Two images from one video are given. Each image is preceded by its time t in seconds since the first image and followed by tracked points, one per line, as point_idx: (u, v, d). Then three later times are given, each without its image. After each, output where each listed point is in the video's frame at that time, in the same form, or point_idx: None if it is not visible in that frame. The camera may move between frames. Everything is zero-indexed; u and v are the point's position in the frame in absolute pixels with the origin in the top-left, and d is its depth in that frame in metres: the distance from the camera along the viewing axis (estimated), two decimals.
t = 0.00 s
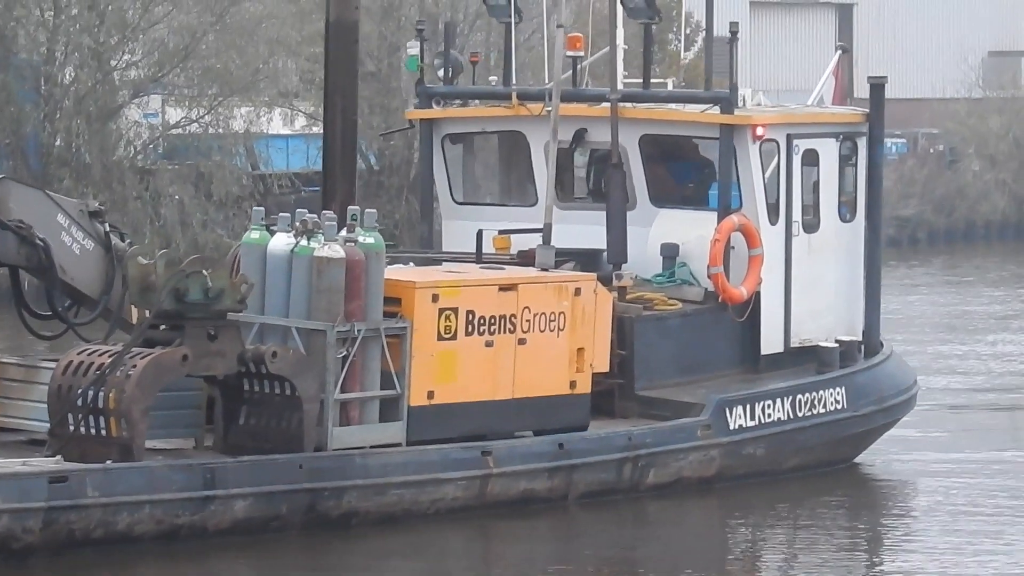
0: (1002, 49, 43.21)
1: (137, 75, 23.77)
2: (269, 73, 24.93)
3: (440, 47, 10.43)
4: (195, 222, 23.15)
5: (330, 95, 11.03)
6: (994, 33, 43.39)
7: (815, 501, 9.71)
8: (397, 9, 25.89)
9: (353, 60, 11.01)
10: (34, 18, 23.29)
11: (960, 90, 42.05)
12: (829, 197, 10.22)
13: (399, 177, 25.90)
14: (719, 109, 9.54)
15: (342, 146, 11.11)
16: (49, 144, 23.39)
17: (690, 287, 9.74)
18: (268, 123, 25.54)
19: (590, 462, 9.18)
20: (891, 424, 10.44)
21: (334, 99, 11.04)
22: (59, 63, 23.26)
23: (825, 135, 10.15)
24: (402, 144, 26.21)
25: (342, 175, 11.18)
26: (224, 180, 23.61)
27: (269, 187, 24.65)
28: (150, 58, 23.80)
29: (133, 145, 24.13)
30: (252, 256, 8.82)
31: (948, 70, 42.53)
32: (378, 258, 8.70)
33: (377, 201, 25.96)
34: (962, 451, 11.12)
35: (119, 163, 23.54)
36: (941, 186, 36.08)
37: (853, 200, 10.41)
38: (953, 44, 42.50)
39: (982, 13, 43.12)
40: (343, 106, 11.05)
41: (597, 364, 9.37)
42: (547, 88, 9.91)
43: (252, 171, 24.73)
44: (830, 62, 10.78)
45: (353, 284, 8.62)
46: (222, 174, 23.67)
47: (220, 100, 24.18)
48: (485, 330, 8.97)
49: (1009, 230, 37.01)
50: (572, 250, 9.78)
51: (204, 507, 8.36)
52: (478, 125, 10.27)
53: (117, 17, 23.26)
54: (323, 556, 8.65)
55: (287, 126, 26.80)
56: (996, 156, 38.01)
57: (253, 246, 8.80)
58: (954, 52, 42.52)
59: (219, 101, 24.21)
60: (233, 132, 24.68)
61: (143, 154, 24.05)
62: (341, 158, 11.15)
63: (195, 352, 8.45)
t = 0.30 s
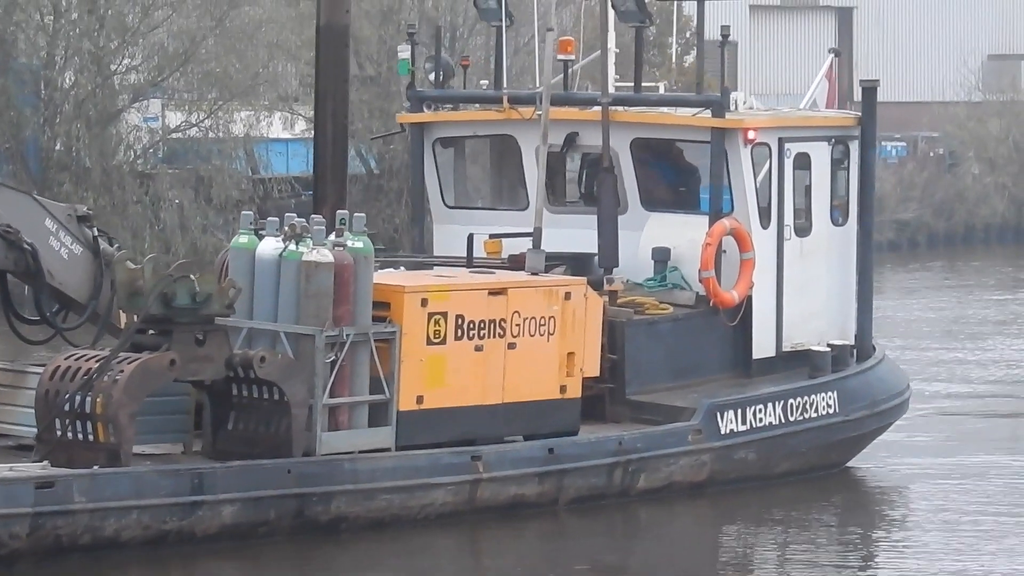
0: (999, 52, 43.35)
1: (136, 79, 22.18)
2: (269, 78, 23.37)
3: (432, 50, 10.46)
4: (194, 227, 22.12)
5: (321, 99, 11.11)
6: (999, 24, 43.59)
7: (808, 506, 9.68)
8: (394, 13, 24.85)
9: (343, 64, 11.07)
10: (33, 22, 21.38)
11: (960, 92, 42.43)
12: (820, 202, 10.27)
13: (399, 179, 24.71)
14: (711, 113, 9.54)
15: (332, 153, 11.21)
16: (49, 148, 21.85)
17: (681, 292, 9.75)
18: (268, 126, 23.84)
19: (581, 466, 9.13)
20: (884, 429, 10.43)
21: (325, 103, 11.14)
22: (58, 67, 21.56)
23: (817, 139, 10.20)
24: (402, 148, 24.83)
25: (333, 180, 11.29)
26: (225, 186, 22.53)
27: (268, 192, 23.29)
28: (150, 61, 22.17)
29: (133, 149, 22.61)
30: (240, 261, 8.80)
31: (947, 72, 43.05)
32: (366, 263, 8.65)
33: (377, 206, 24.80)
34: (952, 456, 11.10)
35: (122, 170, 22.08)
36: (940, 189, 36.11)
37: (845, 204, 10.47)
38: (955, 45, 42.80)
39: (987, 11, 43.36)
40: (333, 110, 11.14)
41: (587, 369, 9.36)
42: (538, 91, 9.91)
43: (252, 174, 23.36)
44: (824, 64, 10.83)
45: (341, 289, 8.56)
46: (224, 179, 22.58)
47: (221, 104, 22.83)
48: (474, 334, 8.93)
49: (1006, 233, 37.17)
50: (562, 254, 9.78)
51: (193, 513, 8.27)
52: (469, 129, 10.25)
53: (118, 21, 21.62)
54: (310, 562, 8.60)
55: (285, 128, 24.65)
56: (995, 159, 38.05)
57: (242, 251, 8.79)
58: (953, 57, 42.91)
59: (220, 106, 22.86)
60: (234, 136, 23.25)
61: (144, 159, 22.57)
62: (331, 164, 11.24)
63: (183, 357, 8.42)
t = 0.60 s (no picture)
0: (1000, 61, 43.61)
1: (138, 89, 20.98)
2: (269, 86, 22.78)
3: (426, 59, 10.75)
4: (196, 236, 20.84)
5: (314, 105, 11.04)
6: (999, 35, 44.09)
7: (801, 517, 9.70)
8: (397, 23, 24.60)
9: (337, 72, 11.01)
10: (35, 31, 20.32)
11: (960, 102, 42.93)
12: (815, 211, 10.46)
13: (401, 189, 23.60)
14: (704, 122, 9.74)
15: (326, 159, 11.13)
16: (49, 158, 20.55)
17: (675, 301, 9.84)
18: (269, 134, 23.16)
19: (574, 476, 9.11)
20: (879, 439, 10.53)
21: (318, 110, 11.06)
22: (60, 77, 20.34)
23: (812, 147, 10.40)
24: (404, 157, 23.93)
25: (325, 189, 11.18)
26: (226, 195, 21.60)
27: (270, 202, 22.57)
28: (152, 71, 21.05)
29: (135, 159, 21.45)
30: (231, 271, 8.68)
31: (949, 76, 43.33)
32: (358, 272, 8.57)
33: (378, 213, 23.49)
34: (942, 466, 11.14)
35: (122, 180, 20.86)
36: (941, 198, 36.49)
37: (839, 212, 10.65)
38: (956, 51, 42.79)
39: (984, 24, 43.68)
40: (326, 117, 11.07)
41: (579, 379, 9.35)
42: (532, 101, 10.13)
43: (254, 185, 22.53)
44: (818, 73, 11.24)
45: (332, 299, 8.49)
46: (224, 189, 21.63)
47: (223, 113, 21.74)
48: (466, 344, 8.90)
49: (1010, 242, 37.39)
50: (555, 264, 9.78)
51: (183, 523, 8.17)
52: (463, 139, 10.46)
53: (120, 31, 20.51)
54: (301, 573, 8.52)
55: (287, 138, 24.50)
56: (997, 167, 38.29)
57: (233, 260, 8.66)
58: (954, 63, 43.10)
59: (221, 115, 21.74)
60: (235, 145, 22.38)
61: (144, 170, 21.35)
62: (324, 171, 11.17)
63: (173, 367, 8.34)
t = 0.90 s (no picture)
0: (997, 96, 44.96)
1: (143, 118, 20.89)
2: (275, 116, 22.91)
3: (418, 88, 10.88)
4: (201, 264, 20.93)
5: (309, 127, 11.14)
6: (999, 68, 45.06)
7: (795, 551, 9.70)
8: (400, 53, 24.34)
9: (331, 99, 11.09)
10: (39, 60, 20.16)
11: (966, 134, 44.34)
12: (811, 240, 10.56)
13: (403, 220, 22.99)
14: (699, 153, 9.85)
15: (321, 181, 11.18)
16: (53, 187, 20.40)
17: (670, 331, 9.89)
18: (273, 164, 23.02)
19: (567, 508, 9.05)
20: (874, 470, 10.64)
21: (314, 132, 11.13)
22: (65, 105, 20.20)
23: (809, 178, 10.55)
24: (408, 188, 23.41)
25: (320, 214, 11.22)
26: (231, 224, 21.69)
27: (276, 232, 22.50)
28: (157, 101, 21.01)
29: (140, 188, 21.12)
30: (222, 300, 8.63)
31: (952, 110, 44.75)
32: (349, 302, 8.49)
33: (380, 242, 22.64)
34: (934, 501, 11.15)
35: (127, 210, 20.58)
36: (945, 228, 37.40)
37: (834, 243, 10.79)
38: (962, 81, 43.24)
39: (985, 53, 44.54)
40: (321, 139, 11.12)
41: (572, 411, 9.32)
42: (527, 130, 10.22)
43: (260, 214, 22.45)
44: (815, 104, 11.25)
45: (323, 329, 8.38)
46: (229, 219, 21.69)
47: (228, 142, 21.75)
48: (459, 375, 8.83)
49: (1011, 272, 38.13)
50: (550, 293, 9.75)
51: (173, 554, 8.00)
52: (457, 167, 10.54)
53: (124, 59, 20.40)
54: None
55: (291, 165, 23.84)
56: (1000, 198, 39.04)
57: (225, 289, 8.63)
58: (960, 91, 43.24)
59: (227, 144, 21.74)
60: (238, 174, 22.40)
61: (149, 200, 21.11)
62: (319, 194, 11.21)
63: (164, 397, 8.24)
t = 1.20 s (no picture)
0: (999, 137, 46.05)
1: (148, 156, 20.90)
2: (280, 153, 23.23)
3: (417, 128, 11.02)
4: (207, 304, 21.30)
5: (308, 168, 11.22)
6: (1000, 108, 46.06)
7: None
8: (407, 91, 24.34)
9: (330, 139, 11.13)
10: (45, 98, 20.00)
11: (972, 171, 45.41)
12: (809, 280, 10.71)
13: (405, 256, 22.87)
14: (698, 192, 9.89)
15: (319, 221, 11.25)
16: (60, 226, 20.12)
17: (668, 371, 9.95)
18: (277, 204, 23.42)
19: (564, 548, 8.94)
20: (873, 511, 10.72)
21: (312, 172, 11.22)
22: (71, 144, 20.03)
23: (808, 218, 10.68)
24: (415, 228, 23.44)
25: (317, 253, 11.31)
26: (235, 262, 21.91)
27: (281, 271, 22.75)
28: (163, 139, 21.09)
29: (145, 226, 21.11)
30: (217, 340, 8.44)
31: (955, 143, 45.72)
32: (345, 341, 8.36)
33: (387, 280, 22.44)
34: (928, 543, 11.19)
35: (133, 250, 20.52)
36: (951, 269, 37.76)
37: (834, 282, 10.93)
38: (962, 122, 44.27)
39: (986, 83, 45.48)
40: (319, 177, 11.21)
41: (569, 451, 9.28)
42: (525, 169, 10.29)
43: (262, 252, 22.74)
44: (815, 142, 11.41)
45: (318, 369, 8.25)
46: (234, 257, 21.89)
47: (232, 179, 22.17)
48: (454, 415, 8.75)
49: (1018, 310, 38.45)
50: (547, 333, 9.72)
51: None
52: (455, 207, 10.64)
53: (130, 98, 20.41)
54: None
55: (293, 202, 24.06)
56: (1007, 238, 39.35)
57: (220, 329, 8.43)
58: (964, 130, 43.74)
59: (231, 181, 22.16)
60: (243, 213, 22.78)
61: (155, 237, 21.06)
62: (316, 234, 11.29)
63: (158, 437, 8.06)
